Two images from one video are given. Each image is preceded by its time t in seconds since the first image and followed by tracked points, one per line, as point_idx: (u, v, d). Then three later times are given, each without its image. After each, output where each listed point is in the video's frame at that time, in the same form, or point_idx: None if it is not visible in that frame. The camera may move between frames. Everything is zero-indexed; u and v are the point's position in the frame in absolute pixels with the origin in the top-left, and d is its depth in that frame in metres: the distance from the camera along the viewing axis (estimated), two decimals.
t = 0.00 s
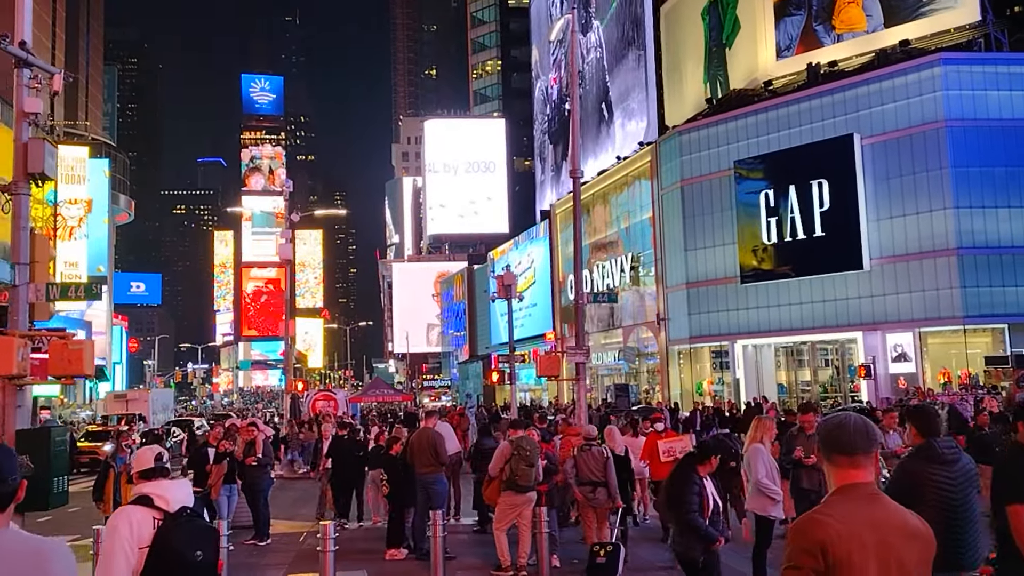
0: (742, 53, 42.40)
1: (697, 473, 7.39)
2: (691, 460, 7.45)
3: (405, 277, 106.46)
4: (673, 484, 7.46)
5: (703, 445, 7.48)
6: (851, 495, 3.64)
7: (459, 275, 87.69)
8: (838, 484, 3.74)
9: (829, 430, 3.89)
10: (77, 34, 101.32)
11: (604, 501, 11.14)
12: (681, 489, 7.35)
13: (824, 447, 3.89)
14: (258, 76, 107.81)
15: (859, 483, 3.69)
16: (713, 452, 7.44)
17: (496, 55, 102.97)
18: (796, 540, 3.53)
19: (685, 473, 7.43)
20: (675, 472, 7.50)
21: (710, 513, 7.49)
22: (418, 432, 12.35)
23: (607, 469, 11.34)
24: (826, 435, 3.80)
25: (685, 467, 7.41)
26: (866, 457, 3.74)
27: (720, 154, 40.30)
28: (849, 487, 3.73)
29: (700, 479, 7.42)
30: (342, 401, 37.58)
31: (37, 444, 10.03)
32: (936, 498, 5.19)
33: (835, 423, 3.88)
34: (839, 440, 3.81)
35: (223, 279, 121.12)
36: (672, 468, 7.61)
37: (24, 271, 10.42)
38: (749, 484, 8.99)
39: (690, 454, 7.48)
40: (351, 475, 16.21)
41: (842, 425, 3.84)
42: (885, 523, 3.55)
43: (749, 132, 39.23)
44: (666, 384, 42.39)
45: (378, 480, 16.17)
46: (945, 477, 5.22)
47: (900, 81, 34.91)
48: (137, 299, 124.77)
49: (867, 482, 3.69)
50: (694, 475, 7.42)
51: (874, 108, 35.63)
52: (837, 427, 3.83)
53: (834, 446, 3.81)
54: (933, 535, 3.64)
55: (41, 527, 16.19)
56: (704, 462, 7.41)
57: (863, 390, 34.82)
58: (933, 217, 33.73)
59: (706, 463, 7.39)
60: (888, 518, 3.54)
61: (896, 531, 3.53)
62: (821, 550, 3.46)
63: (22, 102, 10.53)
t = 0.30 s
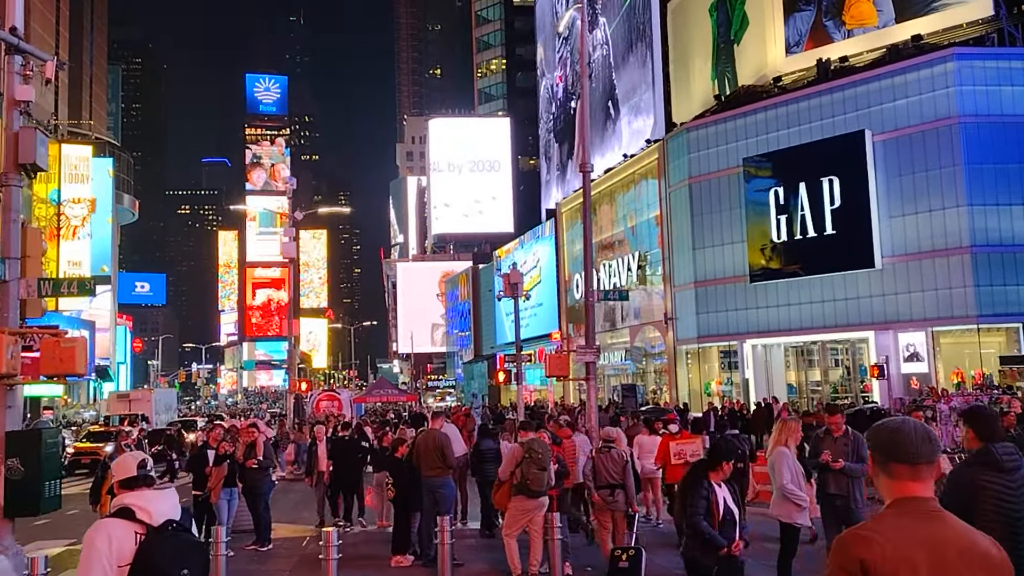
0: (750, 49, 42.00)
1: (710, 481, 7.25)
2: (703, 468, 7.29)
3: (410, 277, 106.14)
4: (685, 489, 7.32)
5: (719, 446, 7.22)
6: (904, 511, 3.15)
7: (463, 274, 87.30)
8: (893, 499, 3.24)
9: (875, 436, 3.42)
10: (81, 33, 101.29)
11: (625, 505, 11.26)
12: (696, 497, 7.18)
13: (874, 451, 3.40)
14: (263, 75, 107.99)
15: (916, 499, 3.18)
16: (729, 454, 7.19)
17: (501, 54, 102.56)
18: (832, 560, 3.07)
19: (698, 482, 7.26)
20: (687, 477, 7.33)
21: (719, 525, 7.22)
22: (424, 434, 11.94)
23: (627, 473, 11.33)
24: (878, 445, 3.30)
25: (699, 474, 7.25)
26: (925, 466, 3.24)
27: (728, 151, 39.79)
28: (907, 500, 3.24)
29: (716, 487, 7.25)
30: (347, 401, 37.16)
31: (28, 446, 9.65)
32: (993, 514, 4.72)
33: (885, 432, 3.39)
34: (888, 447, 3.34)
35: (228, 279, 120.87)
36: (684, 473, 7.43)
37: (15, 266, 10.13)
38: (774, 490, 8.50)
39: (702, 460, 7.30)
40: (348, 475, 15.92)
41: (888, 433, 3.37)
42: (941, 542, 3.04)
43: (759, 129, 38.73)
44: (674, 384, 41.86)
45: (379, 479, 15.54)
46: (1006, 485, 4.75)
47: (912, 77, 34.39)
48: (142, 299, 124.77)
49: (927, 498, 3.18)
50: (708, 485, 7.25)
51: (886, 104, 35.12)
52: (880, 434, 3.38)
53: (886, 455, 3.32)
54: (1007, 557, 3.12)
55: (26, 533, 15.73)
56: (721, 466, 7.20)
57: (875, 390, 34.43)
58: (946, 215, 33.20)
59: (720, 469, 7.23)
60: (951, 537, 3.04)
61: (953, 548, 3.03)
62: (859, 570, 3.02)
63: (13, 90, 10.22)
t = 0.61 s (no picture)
0: (760, 44, 41.52)
1: (723, 475, 7.75)
2: (714, 465, 7.79)
3: (415, 276, 105.74)
4: (697, 483, 7.78)
5: (729, 442, 7.71)
6: (950, 517, 2.72)
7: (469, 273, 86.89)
8: (939, 504, 2.82)
9: (917, 433, 2.98)
10: (86, 33, 100.95)
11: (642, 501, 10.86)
12: (707, 492, 7.65)
13: (918, 446, 2.96)
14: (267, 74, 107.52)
15: (967, 503, 2.75)
16: (740, 447, 7.66)
17: (506, 52, 102.02)
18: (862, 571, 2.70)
19: (709, 476, 7.74)
20: (697, 472, 7.84)
21: (728, 521, 7.64)
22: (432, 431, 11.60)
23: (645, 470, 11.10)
24: (918, 437, 2.86)
25: (708, 468, 7.76)
26: (982, 468, 2.82)
27: (738, 147, 39.28)
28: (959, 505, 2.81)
29: (729, 480, 7.73)
30: (352, 400, 36.85)
31: (18, 444, 9.21)
32: None
33: (924, 427, 2.97)
34: (930, 441, 2.91)
35: (233, 278, 120.78)
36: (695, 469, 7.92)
37: (8, 255, 9.77)
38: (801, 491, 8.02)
39: (713, 457, 7.82)
40: (346, 474, 15.54)
41: (931, 426, 2.94)
42: (992, 557, 2.64)
43: (769, 124, 38.21)
44: (682, 383, 41.32)
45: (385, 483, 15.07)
46: None
47: (925, 71, 33.86)
48: (147, 299, 124.48)
49: (974, 506, 2.74)
50: (721, 478, 7.74)
51: (898, 98, 34.60)
52: (925, 425, 2.92)
53: (936, 453, 2.87)
54: None
55: (17, 533, 15.35)
56: (735, 457, 7.66)
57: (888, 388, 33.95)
58: (960, 211, 32.69)
59: (734, 461, 7.68)
60: (1001, 547, 2.63)
61: (1003, 563, 2.62)
62: None
63: (5, 73, 9.87)
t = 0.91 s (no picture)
0: (767, 40, 41.30)
1: (753, 484, 7.34)
2: (745, 473, 7.41)
3: (418, 276, 105.45)
4: (722, 493, 7.37)
5: (757, 448, 7.30)
6: (984, 541, 2.47)
7: (472, 273, 86.52)
8: (972, 525, 2.61)
9: (939, 444, 2.81)
10: (89, 32, 100.70)
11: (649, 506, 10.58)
12: (732, 499, 7.28)
13: (951, 463, 2.75)
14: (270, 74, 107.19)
15: (1001, 526, 2.54)
16: (769, 453, 7.22)
17: (510, 51, 101.62)
18: None
19: (736, 485, 7.36)
20: (726, 479, 7.46)
21: (753, 527, 7.23)
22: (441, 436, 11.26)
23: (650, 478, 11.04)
24: (935, 444, 2.72)
25: (738, 477, 7.37)
26: None
27: (746, 145, 38.85)
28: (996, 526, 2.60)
29: (758, 489, 7.32)
30: (355, 400, 36.45)
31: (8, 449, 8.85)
32: None
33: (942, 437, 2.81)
34: (963, 455, 2.71)
35: (236, 278, 120.57)
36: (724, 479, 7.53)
37: None
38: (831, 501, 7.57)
39: (744, 464, 7.41)
40: (345, 476, 15.06)
41: (948, 438, 2.79)
42: None
43: (777, 121, 37.78)
44: (689, 383, 40.86)
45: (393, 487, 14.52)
46: None
47: (936, 67, 33.41)
48: (150, 299, 124.36)
49: (1011, 531, 2.48)
50: (750, 486, 7.34)
51: (909, 95, 34.14)
52: (957, 437, 2.72)
53: (971, 469, 2.68)
54: None
55: (11, 538, 14.98)
56: (766, 462, 7.23)
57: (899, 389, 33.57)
58: (972, 209, 32.22)
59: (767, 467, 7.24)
60: None
61: None
62: None
63: None
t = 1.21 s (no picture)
0: (772, 36, 41.13)
1: (768, 475, 7.00)
2: (760, 464, 7.04)
3: (419, 275, 105.06)
4: (738, 484, 7.03)
5: (771, 437, 6.98)
6: None
7: (473, 272, 86.16)
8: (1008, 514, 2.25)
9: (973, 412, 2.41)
10: (90, 30, 100.34)
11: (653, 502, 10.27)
12: (747, 489, 6.94)
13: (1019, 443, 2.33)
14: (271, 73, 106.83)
15: None
16: (782, 443, 6.90)
17: (512, 49, 101.26)
18: None
19: (752, 477, 7.00)
20: (741, 469, 7.13)
21: (770, 518, 6.91)
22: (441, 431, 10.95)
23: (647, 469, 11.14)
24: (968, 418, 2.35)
25: (753, 467, 7.02)
26: None
27: (750, 140, 38.44)
28: None
29: (774, 481, 6.98)
30: (355, 399, 36.05)
31: None
32: None
33: (955, 420, 2.46)
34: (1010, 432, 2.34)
35: (237, 277, 120.37)
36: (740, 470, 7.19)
37: None
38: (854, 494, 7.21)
39: (758, 454, 7.06)
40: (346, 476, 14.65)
41: (975, 415, 2.41)
42: None
43: (782, 117, 37.39)
44: (693, 382, 40.40)
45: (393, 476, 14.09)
46: None
47: (943, 61, 32.97)
48: (150, 298, 123.99)
49: None
50: (765, 477, 7.00)
51: (916, 89, 33.72)
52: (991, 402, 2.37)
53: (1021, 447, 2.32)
54: None
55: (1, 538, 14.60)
56: (783, 452, 6.92)
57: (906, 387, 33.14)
58: (980, 205, 31.79)
59: (786, 456, 6.91)
60: None
61: None
62: None
63: None
